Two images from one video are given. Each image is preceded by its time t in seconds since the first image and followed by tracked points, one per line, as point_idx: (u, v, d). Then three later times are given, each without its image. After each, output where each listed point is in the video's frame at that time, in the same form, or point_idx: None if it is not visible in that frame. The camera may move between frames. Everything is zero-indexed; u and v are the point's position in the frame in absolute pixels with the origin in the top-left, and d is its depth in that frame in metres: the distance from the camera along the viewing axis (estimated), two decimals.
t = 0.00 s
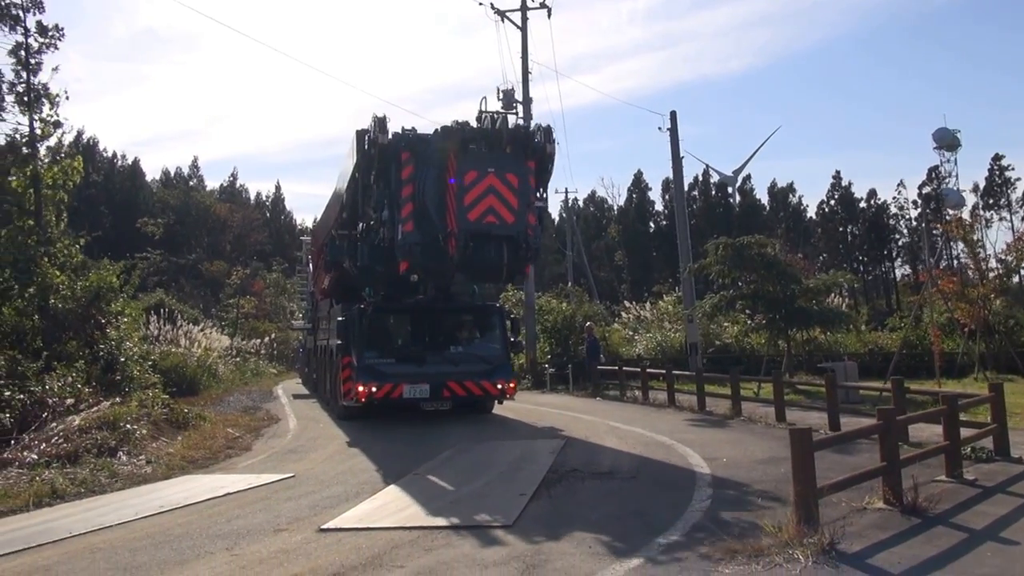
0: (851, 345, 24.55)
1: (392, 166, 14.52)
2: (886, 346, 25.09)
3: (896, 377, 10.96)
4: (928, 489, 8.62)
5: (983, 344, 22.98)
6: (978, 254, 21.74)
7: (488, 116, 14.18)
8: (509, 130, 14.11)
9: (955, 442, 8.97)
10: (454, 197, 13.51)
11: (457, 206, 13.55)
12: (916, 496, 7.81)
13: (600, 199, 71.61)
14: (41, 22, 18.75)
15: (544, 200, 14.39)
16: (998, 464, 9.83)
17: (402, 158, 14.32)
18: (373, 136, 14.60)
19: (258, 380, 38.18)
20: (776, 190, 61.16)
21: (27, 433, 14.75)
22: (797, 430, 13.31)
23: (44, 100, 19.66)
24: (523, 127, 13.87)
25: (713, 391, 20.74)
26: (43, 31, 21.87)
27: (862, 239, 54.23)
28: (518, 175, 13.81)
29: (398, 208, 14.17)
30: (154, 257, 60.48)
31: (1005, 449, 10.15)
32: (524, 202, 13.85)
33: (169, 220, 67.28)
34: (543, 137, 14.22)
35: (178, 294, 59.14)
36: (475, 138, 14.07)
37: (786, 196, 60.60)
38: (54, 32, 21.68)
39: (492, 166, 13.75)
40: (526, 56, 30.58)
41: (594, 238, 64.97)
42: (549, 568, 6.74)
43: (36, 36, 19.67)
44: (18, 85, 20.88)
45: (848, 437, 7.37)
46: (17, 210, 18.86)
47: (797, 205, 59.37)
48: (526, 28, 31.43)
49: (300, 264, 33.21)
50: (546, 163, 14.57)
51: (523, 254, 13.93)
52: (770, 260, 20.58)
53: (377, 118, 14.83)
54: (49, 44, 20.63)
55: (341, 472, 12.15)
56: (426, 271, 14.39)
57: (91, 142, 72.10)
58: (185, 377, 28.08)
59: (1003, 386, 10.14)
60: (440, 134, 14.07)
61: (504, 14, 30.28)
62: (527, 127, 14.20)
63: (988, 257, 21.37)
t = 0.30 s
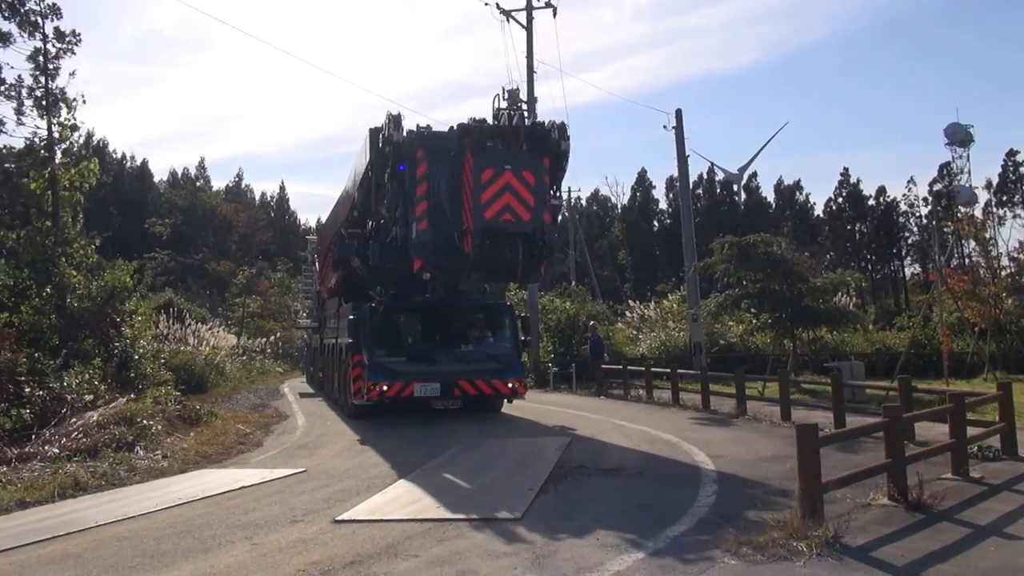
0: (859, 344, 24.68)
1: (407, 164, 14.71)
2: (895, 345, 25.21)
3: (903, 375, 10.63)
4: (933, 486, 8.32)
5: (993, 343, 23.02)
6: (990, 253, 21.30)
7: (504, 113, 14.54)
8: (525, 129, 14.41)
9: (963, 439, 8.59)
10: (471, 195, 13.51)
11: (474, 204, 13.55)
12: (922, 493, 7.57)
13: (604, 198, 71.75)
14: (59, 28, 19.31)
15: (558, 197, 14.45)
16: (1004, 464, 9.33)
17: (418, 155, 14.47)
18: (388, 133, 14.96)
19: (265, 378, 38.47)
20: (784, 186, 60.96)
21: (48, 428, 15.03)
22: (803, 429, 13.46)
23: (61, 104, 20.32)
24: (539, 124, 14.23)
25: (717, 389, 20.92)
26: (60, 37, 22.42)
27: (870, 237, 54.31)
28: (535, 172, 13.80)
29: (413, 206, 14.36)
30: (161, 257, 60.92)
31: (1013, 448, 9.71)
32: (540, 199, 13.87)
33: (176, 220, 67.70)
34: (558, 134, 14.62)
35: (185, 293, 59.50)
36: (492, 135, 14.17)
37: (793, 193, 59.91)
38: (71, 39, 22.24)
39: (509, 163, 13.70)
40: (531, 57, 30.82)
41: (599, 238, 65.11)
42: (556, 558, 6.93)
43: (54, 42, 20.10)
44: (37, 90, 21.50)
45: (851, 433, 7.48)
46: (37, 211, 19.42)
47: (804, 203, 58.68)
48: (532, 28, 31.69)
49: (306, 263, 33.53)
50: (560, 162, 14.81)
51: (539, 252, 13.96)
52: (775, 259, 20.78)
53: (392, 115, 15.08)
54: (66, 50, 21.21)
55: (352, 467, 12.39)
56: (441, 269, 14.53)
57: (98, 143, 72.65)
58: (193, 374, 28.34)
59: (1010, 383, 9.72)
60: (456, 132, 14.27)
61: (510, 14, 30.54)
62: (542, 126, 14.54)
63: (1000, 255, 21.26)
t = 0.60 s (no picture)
0: (867, 344, 24.81)
1: (419, 164, 15.03)
2: (903, 345, 25.33)
3: (909, 375, 10.59)
4: (937, 484, 8.27)
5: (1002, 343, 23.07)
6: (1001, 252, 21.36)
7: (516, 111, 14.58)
8: (538, 127, 14.37)
9: (967, 439, 8.52)
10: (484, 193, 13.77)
11: (487, 202, 13.82)
12: (925, 490, 7.61)
13: (610, 196, 71.79)
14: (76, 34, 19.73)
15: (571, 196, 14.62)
16: (1012, 463, 9.03)
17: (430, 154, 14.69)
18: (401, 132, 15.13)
19: (272, 376, 38.73)
20: (791, 184, 60.91)
21: (68, 422, 15.31)
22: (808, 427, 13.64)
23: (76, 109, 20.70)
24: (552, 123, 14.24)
25: (722, 389, 21.09)
26: (77, 43, 22.74)
27: (879, 235, 54.33)
28: (547, 171, 14.03)
29: (425, 205, 14.58)
30: (169, 255, 61.28)
31: (1021, 449, 9.32)
32: (552, 197, 14.09)
33: (183, 219, 67.99)
34: (569, 133, 14.55)
35: (193, 291, 59.77)
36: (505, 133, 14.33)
37: (801, 191, 59.73)
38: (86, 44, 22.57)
39: (521, 162, 13.96)
40: (535, 56, 31.03)
41: (604, 237, 65.13)
42: (566, 550, 7.14)
43: (71, 46, 20.42)
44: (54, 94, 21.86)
45: (856, 429, 7.63)
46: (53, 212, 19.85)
47: (810, 201, 57.69)
48: (536, 29, 31.89)
49: (313, 262, 33.81)
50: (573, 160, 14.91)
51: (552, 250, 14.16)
52: (783, 258, 20.83)
53: (403, 113, 15.29)
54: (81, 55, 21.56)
55: (363, 462, 12.62)
56: (453, 267, 14.78)
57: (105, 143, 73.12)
58: (203, 372, 28.56)
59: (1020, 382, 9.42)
60: (470, 130, 14.50)
61: (515, 14, 30.75)
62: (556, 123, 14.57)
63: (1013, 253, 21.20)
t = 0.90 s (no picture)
0: (875, 342, 25.02)
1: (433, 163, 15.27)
2: (910, 343, 25.53)
3: (908, 372, 10.83)
4: (931, 477, 8.52)
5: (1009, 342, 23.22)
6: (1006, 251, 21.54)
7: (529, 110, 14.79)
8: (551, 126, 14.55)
9: (961, 434, 8.76)
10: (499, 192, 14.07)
11: (502, 201, 14.12)
12: (918, 483, 7.87)
13: (621, 195, 72.02)
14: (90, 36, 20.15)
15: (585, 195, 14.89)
16: (1006, 457, 9.28)
17: (444, 153, 14.97)
18: (415, 132, 15.41)
19: (286, 374, 39.17)
20: (802, 184, 60.95)
21: (86, 420, 15.68)
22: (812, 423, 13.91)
23: (91, 110, 21.14)
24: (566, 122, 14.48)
25: (730, 386, 21.36)
26: (91, 45, 23.18)
27: (890, 234, 54.40)
28: (561, 170, 14.32)
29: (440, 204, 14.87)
30: (182, 254, 61.81)
31: (1016, 444, 9.55)
32: (566, 196, 14.37)
33: (196, 218, 68.51)
34: (582, 132, 14.69)
35: (207, 291, 60.33)
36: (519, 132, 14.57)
37: (811, 190, 59.85)
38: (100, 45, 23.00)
39: (535, 161, 14.26)
40: (545, 58, 31.33)
41: (616, 235, 65.31)
42: (570, 540, 7.44)
43: (86, 49, 20.85)
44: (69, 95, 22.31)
45: (847, 425, 7.83)
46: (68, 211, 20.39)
47: (821, 200, 57.82)
48: (546, 30, 32.18)
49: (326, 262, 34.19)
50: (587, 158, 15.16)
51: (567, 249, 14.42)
52: (789, 258, 21.07)
53: (417, 113, 15.57)
54: (96, 56, 22.00)
55: (376, 458, 12.96)
56: (467, 267, 15.06)
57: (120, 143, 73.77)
58: (218, 371, 28.97)
59: (1013, 378, 9.68)
60: (484, 130, 14.63)
61: (524, 16, 31.07)
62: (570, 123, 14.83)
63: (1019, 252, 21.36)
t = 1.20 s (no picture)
0: (882, 339, 25.24)
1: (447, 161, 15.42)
2: (917, 341, 25.73)
3: (905, 369, 11.12)
4: (923, 471, 8.83)
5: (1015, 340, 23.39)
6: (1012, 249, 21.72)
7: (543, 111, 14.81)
8: (565, 126, 14.59)
9: (953, 429, 9.06)
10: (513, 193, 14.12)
11: (516, 202, 14.17)
12: (908, 476, 8.17)
13: (633, 193, 72.20)
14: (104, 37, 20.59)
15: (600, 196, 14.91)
16: (998, 451, 9.57)
17: (458, 154, 15.07)
18: (429, 133, 15.53)
19: (301, 372, 39.66)
20: (814, 182, 61.01)
21: (104, 418, 16.11)
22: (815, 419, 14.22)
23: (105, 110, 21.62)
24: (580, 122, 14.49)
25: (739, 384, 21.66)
26: (104, 45, 23.63)
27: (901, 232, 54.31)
28: (574, 171, 14.36)
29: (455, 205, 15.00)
30: (198, 252, 62.39)
31: (1008, 439, 9.84)
32: (580, 197, 14.41)
33: (210, 217, 69.12)
34: (596, 133, 14.76)
35: (222, 289, 60.93)
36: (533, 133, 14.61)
37: (823, 188, 59.94)
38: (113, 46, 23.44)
39: (549, 162, 14.31)
40: (555, 59, 31.66)
41: (628, 233, 65.55)
42: (573, 531, 7.79)
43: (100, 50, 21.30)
44: (84, 96, 22.78)
45: (838, 423, 8.10)
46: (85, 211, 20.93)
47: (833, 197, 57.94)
48: (556, 31, 32.51)
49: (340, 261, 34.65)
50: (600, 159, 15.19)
51: (582, 250, 14.44)
52: (795, 258, 21.34)
53: (431, 115, 15.75)
54: (109, 57, 22.46)
55: (389, 454, 13.35)
56: (482, 266, 15.22)
57: (136, 143, 74.43)
58: (233, 369, 29.43)
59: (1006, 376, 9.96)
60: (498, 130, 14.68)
61: (535, 18, 31.42)
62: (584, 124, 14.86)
63: None
